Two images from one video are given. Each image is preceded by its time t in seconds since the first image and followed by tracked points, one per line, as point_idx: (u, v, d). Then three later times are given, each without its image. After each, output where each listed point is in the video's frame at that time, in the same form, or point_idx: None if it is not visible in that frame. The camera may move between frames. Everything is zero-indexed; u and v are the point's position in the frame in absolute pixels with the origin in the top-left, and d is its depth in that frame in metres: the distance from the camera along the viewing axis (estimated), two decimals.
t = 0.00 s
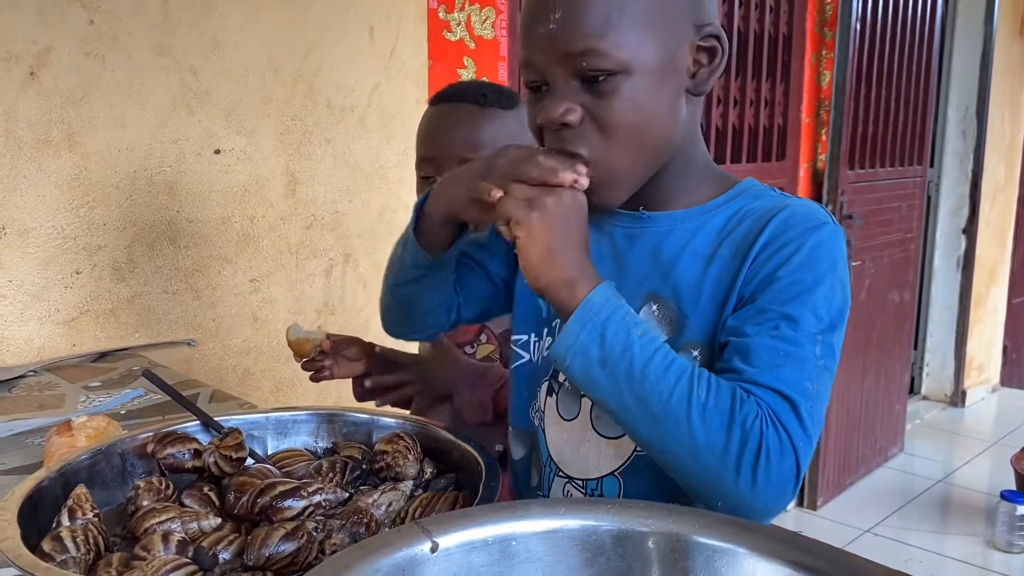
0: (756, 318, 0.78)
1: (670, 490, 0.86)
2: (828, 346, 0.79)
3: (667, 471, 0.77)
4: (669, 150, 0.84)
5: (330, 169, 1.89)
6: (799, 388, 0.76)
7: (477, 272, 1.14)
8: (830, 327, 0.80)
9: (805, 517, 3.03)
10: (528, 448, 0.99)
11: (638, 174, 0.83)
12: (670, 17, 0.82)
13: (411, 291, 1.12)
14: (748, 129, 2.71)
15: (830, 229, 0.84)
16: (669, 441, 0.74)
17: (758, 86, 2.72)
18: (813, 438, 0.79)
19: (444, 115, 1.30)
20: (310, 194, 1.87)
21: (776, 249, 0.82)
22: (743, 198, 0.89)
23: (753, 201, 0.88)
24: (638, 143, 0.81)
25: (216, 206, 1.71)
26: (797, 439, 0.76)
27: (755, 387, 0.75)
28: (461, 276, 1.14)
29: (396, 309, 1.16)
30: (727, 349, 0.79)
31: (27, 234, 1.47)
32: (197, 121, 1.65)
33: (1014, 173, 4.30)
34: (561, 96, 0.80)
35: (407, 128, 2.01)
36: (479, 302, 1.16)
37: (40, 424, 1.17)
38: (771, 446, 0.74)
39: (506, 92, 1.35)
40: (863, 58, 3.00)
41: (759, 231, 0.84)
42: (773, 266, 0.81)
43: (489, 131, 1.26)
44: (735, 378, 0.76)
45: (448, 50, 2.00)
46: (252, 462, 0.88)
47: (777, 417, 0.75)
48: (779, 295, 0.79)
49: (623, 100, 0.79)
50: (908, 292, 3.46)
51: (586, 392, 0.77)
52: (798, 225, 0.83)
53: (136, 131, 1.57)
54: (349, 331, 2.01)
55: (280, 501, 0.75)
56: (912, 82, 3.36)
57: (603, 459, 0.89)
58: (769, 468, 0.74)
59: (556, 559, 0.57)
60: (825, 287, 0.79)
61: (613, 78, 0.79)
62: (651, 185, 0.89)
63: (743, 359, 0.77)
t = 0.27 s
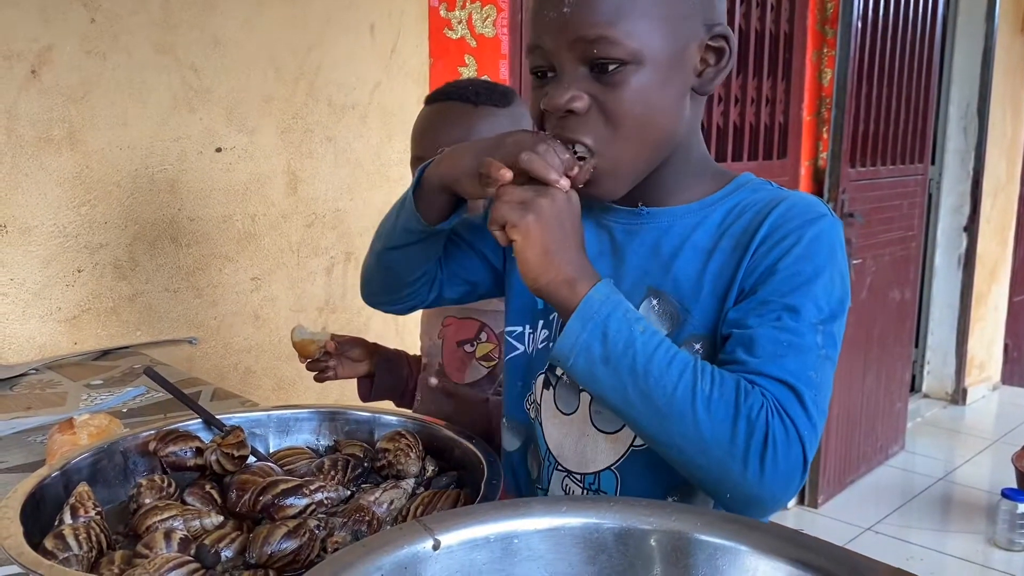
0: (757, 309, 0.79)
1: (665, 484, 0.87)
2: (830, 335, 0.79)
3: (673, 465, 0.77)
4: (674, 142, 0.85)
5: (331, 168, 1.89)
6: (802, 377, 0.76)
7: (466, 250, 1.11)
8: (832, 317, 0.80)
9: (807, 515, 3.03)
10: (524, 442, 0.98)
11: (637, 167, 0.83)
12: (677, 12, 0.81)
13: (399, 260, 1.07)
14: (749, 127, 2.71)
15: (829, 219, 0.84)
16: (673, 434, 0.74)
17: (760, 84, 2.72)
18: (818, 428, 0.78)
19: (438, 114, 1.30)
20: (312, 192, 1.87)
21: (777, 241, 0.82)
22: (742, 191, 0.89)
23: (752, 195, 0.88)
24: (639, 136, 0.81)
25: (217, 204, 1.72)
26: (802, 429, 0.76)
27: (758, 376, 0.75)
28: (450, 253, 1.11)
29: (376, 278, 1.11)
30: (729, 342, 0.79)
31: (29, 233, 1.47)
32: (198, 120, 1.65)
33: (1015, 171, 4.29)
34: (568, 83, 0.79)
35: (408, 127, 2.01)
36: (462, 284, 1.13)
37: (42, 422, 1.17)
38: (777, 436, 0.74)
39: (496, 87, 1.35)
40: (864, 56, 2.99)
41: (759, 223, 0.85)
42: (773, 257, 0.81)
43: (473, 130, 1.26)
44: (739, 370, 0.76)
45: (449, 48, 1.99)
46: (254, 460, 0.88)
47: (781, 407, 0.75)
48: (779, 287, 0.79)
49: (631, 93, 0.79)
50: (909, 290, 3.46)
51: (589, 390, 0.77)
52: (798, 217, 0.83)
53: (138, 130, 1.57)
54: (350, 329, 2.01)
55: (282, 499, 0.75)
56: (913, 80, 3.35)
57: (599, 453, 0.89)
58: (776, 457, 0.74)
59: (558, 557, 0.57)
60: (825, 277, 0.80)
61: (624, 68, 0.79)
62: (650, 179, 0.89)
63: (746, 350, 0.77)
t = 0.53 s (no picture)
0: (759, 307, 0.79)
1: (667, 483, 0.87)
2: (831, 333, 0.79)
3: (676, 464, 0.76)
4: (677, 139, 0.85)
5: (333, 165, 1.89)
6: (804, 375, 0.76)
7: (468, 252, 1.11)
8: (834, 314, 0.80)
9: (807, 513, 3.03)
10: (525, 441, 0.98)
11: (640, 164, 0.83)
12: (682, 9, 0.81)
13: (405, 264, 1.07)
14: (750, 125, 2.70)
15: (831, 217, 0.84)
16: (676, 433, 0.74)
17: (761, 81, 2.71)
18: (820, 426, 0.78)
19: (430, 114, 1.30)
20: (313, 190, 1.87)
21: (779, 238, 0.82)
22: (744, 189, 0.89)
23: (753, 192, 0.88)
24: (642, 134, 0.81)
25: (219, 202, 1.72)
26: (804, 426, 0.76)
27: (760, 374, 0.75)
28: (453, 255, 1.11)
29: (380, 280, 1.11)
30: (731, 340, 0.79)
31: (30, 230, 1.47)
32: (199, 117, 1.65)
33: (1016, 169, 4.29)
34: (572, 80, 0.79)
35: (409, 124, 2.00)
36: (465, 283, 1.12)
37: (43, 420, 1.17)
38: (779, 434, 0.74)
39: (492, 87, 1.34)
40: (866, 54, 2.99)
41: (761, 221, 0.85)
42: (775, 255, 0.81)
43: (460, 129, 1.26)
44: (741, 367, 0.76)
45: (451, 46, 1.98)
46: (255, 458, 0.88)
47: (783, 404, 0.75)
48: (781, 284, 0.79)
49: (633, 91, 0.79)
50: (910, 288, 3.45)
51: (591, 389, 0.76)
52: (799, 213, 0.83)
53: (139, 127, 1.57)
54: (351, 327, 2.01)
55: (283, 497, 0.75)
56: (915, 77, 3.35)
57: (600, 452, 0.89)
58: (778, 455, 0.74)
59: (561, 554, 0.57)
60: (827, 275, 0.80)
61: (629, 65, 0.79)
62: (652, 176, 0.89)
63: (748, 348, 0.77)
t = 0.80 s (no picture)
0: (764, 302, 0.78)
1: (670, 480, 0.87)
2: (836, 328, 0.79)
3: (683, 459, 0.76)
4: (674, 136, 0.84)
5: (334, 163, 1.89)
6: (809, 370, 0.76)
7: (465, 251, 1.10)
8: (837, 310, 0.80)
9: (809, 511, 3.03)
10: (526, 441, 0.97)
11: (634, 156, 0.82)
12: (683, 6, 0.81)
13: (405, 263, 1.06)
14: (752, 122, 2.70)
15: (833, 212, 0.84)
16: (684, 427, 0.73)
17: (762, 79, 2.71)
18: (825, 422, 0.79)
19: (429, 118, 1.30)
20: (314, 187, 1.87)
21: (783, 233, 0.82)
22: (745, 185, 0.89)
23: (755, 188, 0.88)
24: (636, 127, 0.80)
25: (220, 200, 1.71)
26: (810, 422, 0.76)
27: (766, 369, 0.75)
28: (451, 254, 1.11)
29: (380, 281, 1.11)
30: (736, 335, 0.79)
31: (31, 228, 1.47)
32: (200, 115, 1.65)
33: (1018, 167, 4.28)
34: (570, 66, 0.79)
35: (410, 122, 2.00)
36: (462, 285, 1.12)
37: (45, 417, 1.17)
38: (787, 429, 0.74)
39: (483, 85, 1.34)
40: (868, 51, 2.98)
41: (764, 216, 0.84)
42: (779, 250, 0.81)
43: (455, 127, 1.26)
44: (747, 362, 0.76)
45: (453, 44, 1.98)
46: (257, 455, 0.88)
47: (790, 399, 0.75)
48: (785, 279, 0.79)
49: (630, 82, 0.78)
50: (912, 286, 3.45)
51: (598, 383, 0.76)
52: (802, 209, 0.83)
53: (140, 125, 1.57)
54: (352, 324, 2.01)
55: (285, 494, 0.75)
56: (917, 75, 3.34)
57: (604, 450, 0.89)
58: (785, 451, 0.74)
59: (563, 551, 0.57)
60: (830, 270, 0.80)
61: (627, 55, 0.78)
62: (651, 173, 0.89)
63: (754, 343, 0.77)
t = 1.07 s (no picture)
0: (771, 302, 0.79)
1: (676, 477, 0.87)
2: (842, 328, 0.80)
3: (696, 462, 0.77)
4: (667, 133, 0.84)
5: (335, 160, 1.89)
6: (819, 370, 0.77)
7: (462, 255, 1.10)
8: (842, 309, 0.81)
9: (810, 509, 3.03)
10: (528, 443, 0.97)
11: (625, 150, 0.81)
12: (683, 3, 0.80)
13: (405, 268, 1.05)
14: (753, 120, 2.70)
15: (835, 209, 0.84)
16: (700, 430, 0.74)
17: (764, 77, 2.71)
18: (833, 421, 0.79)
19: (428, 127, 1.30)
20: (315, 185, 1.87)
21: (787, 232, 0.82)
22: (745, 183, 0.89)
23: (755, 186, 0.88)
24: (629, 122, 0.80)
25: (221, 197, 1.71)
26: (822, 422, 0.77)
27: (777, 371, 0.75)
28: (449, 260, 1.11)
29: (380, 291, 1.09)
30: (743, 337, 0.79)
31: (32, 226, 1.47)
32: (202, 112, 1.65)
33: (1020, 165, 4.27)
34: (566, 61, 0.78)
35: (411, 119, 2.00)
36: (463, 292, 1.12)
37: (46, 414, 1.17)
38: (801, 431, 0.75)
39: (477, 89, 1.33)
40: (869, 48, 2.98)
41: (768, 214, 0.84)
42: (784, 249, 0.81)
43: (452, 137, 1.26)
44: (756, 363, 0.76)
45: (454, 42, 1.99)
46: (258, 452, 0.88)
47: (802, 400, 0.75)
48: (792, 279, 0.79)
49: (625, 79, 0.78)
50: (913, 284, 3.45)
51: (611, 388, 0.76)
52: (804, 207, 0.83)
53: (141, 122, 1.57)
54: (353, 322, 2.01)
55: (286, 491, 0.75)
56: (918, 72, 3.34)
57: (609, 450, 0.89)
58: (800, 452, 0.75)
59: (564, 548, 0.57)
60: (835, 269, 0.80)
61: (623, 52, 0.78)
62: (647, 171, 0.88)
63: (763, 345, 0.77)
